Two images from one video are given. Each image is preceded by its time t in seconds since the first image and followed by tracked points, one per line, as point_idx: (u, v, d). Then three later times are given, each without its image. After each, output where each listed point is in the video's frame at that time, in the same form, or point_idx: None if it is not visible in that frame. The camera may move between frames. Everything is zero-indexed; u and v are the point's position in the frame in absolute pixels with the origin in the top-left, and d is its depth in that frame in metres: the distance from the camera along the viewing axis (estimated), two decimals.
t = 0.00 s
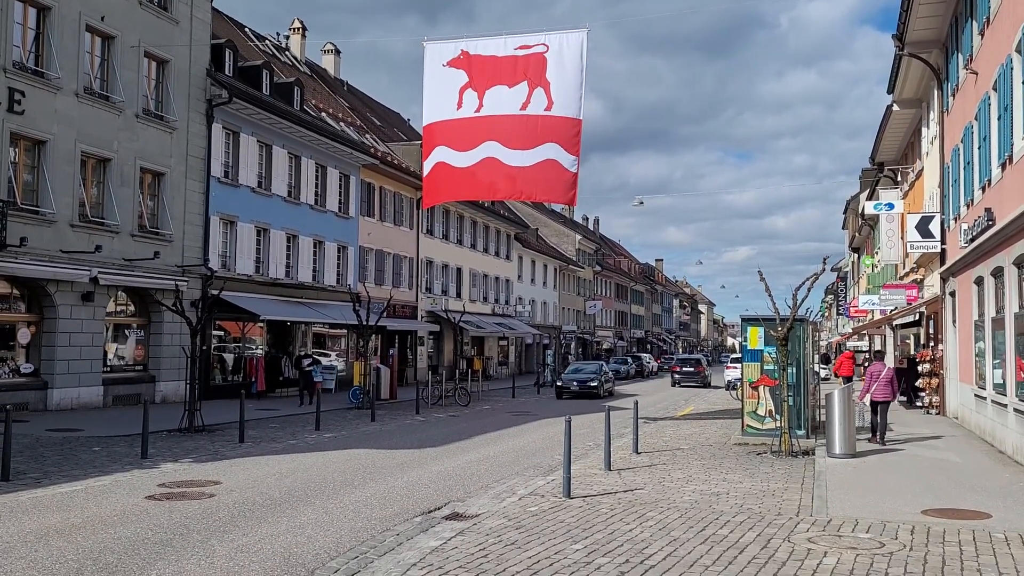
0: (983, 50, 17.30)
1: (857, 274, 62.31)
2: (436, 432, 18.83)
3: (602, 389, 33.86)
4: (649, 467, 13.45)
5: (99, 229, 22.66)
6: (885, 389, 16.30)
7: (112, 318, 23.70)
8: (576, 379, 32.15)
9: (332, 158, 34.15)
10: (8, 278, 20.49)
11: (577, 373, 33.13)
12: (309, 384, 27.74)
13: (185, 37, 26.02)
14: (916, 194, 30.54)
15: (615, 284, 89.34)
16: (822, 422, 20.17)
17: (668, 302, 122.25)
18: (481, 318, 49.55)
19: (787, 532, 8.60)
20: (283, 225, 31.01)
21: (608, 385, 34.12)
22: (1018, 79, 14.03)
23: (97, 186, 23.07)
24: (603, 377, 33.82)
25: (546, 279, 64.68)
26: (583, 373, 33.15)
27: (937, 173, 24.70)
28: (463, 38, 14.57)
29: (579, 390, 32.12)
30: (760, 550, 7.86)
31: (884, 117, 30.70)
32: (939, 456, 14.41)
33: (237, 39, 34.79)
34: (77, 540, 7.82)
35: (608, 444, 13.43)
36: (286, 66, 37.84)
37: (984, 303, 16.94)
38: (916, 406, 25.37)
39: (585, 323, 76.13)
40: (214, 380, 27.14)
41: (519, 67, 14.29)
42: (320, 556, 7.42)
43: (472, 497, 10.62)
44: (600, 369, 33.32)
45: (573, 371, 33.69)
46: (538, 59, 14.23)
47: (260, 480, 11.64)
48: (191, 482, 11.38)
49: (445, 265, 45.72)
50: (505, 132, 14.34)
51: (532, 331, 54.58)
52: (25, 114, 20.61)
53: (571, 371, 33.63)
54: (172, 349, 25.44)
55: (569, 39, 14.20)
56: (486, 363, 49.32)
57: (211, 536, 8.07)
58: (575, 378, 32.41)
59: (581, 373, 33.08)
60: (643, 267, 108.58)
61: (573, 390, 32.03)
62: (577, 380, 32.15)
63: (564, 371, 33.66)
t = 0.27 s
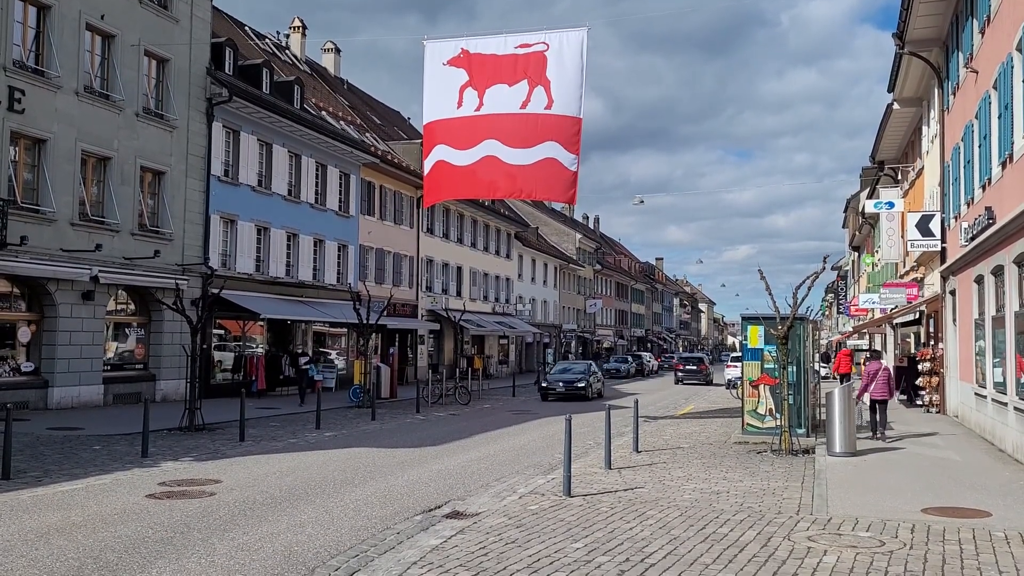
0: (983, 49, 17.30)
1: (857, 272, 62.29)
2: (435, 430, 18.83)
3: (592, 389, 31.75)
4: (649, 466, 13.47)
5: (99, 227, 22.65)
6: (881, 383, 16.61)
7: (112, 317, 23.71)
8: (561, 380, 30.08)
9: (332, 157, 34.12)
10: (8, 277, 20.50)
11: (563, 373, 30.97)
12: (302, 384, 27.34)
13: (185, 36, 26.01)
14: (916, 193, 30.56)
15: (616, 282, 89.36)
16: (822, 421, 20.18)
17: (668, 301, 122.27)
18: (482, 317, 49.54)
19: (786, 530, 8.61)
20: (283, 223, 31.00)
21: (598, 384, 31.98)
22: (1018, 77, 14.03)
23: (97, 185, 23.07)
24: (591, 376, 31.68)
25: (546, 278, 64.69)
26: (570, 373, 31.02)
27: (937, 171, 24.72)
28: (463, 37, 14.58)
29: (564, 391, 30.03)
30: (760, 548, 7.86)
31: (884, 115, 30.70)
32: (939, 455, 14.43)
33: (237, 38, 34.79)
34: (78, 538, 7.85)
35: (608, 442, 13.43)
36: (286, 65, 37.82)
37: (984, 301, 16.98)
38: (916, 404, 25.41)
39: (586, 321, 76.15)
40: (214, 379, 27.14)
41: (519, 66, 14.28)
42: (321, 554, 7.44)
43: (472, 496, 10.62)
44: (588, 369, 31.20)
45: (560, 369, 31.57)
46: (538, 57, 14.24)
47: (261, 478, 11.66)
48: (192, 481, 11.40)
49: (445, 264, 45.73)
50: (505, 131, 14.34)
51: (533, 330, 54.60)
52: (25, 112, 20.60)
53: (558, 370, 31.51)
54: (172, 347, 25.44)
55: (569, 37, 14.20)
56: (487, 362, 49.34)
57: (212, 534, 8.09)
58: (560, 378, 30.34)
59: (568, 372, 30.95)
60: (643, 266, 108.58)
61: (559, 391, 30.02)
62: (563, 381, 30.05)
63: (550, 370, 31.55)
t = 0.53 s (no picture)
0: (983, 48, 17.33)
1: (858, 272, 62.25)
2: (436, 429, 18.83)
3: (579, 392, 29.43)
4: (649, 465, 13.47)
5: (100, 226, 22.66)
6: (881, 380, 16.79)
7: (113, 316, 23.72)
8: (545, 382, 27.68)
9: (332, 156, 34.10)
10: (8, 276, 20.49)
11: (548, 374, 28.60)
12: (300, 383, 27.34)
13: (185, 34, 26.01)
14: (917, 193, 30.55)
15: (616, 282, 89.39)
16: (822, 420, 20.18)
17: (668, 300, 122.27)
18: (482, 316, 49.53)
19: (787, 529, 8.61)
20: (283, 222, 30.99)
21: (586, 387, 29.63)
22: (1018, 77, 14.06)
23: (98, 184, 23.06)
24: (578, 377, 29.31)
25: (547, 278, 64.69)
26: (555, 374, 28.62)
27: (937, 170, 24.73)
28: (463, 36, 14.58)
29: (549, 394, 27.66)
30: (761, 547, 7.86)
31: (885, 114, 30.71)
32: (940, 454, 14.42)
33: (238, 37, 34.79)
34: (78, 537, 7.85)
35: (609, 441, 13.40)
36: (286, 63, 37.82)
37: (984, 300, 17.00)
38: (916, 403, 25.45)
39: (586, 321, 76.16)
40: (215, 378, 27.15)
41: (520, 65, 14.28)
42: (322, 553, 7.44)
43: (473, 495, 10.62)
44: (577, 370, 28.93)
45: (545, 370, 29.20)
46: (539, 56, 14.23)
47: (262, 477, 11.66)
48: (193, 480, 11.41)
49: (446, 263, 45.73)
50: (506, 130, 14.35)
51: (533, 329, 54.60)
52: (26, 111, 20.60)
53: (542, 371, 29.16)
54: (173, 346, 25.45)
55: (569, 36, 14.18)
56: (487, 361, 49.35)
57: (212, 533, 8.09)
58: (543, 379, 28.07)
59: (554, 373, 28.63)
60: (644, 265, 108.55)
61: (543, 393, 27.67)
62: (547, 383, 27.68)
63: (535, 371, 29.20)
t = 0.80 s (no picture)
0: (983, 47, 17.34)
1: (858, 271, 62.25)
2: (436, 429, 18.82)
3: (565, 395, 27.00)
4: (649, 464, 13.46)
5: (100, 226, 22.66)
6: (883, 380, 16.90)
7: (113, 316, 23.73)
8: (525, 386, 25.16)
9: (332, 156, 34.07)
10: (8, 275, 20.48)
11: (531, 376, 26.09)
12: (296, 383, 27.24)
13: (185, 34, 26.00)
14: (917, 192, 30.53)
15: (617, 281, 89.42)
16: (823, 420, 20.18)
17: (669, 300, 122.29)
18: (482, 316, 49.52)
19: (788, 529, 8.60)
20: (283, 222, 30.97)
21: (572, 390, 27.20)
22: (1018, 76, 14.07)
23: (98, 184, 23.06)
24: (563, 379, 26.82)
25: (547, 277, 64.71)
26: (538, 376, 26.08)
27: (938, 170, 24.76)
28: (463, 36, 14.57)
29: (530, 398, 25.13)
30: (761, 547, 7.86)
31: (885, 114, 30.71)
32: (940, 454, 14.41)
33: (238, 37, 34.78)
34: (79, 537, 7.84)
35: (609, 440, 13.41)
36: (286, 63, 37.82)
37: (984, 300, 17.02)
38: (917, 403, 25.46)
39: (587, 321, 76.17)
40: (216, 378, 27.16)
41: (520, 64, 14.27)
42: (323, 553, 7.43)
43: (474, 494, 10.62)
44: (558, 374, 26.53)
45: (528, 372, 26.75)
46: (539, 56, 14.22)
47: (262, 477, 11.66)
48: (193, 480, 11.41)
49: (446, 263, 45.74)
50: (506, 129, 14.36)
51: (534, 329, 54.63)
52: (26, 111, 20.60)
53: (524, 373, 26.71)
54: (173, 346, 25.45)
55: (569, 35, 14.16)
56: (488, 361, 49.37)
57: (213, 533, 8.09)
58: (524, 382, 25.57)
59: (536, 376, 26.14)
60: (644, 265, 108.55)
61: (523, 397, 25.20)
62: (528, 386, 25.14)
63: (517, 373, 26.76)
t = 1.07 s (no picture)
0: (984, 46, 17.34)
1: (859, 271, 62.23)
2: (437, 429, 18.81)
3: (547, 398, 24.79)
4: (650, 464, 13.45)
5: (100, 225, 22.65)
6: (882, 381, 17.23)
7: (113, 315, 23.73)
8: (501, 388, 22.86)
9: (332, 155, 34.06)
10: (8, 275, 20.48)
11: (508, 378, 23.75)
12: (291, 385, 26.89)
13: (185, 33, 25.99)
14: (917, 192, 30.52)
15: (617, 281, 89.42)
16: (823, 419, 20.18)
17: (669, 299, 122.31)
18: (482, 315, 49.50)
19: (788, 529, 8.59)
20: (283, 222, 30.97)
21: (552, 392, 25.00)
22: (1019, 77, 14.07)
23: (98, 183, 23.05)
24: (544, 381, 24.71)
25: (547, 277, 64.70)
26: (516, 378, 23.79)
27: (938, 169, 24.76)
28: (463, 35, 14.56)
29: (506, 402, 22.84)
30: (761, 546, 7.86)
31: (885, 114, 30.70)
32: (940, 453, 14.40)
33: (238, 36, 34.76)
34: (79, 536, 7.83)
35: (609, 440, 13.41)
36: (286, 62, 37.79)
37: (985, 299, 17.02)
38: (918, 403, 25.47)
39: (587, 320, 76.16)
40: (216, 377, 27.16)
41: (520, 64, 14.25)
42: (322, 553, 7.42)
43: (474, 494, 10.62)
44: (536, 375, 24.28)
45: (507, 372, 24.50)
46: (539, 55, 14.21)
47: (262, 477, 11.64)
48: (193, 479, 11.40)
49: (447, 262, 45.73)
50: (506, 128, 14.36)
51: (533, 328, 54.63)
52: (26, 110, 20.59)
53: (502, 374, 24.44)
54: (173, 346, 25.44)
55: (569, 34, 14.13)
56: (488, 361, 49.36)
57: (213, 532, 8.08)
58: (500, 384, 23.30)
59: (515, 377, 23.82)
60: (644, 265, 108.53)
61: (499, 401, 22.84)
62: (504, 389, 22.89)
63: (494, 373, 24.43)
